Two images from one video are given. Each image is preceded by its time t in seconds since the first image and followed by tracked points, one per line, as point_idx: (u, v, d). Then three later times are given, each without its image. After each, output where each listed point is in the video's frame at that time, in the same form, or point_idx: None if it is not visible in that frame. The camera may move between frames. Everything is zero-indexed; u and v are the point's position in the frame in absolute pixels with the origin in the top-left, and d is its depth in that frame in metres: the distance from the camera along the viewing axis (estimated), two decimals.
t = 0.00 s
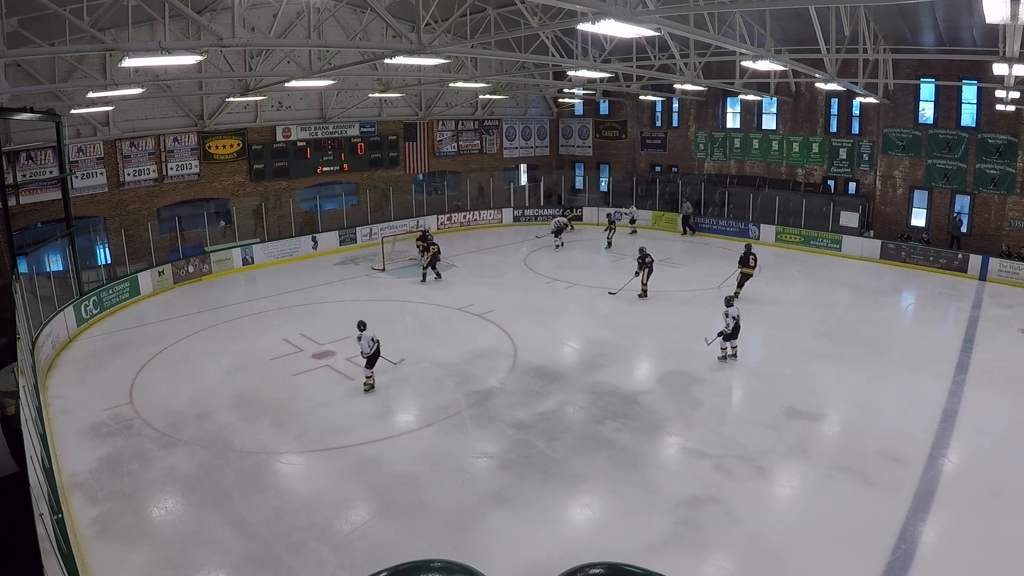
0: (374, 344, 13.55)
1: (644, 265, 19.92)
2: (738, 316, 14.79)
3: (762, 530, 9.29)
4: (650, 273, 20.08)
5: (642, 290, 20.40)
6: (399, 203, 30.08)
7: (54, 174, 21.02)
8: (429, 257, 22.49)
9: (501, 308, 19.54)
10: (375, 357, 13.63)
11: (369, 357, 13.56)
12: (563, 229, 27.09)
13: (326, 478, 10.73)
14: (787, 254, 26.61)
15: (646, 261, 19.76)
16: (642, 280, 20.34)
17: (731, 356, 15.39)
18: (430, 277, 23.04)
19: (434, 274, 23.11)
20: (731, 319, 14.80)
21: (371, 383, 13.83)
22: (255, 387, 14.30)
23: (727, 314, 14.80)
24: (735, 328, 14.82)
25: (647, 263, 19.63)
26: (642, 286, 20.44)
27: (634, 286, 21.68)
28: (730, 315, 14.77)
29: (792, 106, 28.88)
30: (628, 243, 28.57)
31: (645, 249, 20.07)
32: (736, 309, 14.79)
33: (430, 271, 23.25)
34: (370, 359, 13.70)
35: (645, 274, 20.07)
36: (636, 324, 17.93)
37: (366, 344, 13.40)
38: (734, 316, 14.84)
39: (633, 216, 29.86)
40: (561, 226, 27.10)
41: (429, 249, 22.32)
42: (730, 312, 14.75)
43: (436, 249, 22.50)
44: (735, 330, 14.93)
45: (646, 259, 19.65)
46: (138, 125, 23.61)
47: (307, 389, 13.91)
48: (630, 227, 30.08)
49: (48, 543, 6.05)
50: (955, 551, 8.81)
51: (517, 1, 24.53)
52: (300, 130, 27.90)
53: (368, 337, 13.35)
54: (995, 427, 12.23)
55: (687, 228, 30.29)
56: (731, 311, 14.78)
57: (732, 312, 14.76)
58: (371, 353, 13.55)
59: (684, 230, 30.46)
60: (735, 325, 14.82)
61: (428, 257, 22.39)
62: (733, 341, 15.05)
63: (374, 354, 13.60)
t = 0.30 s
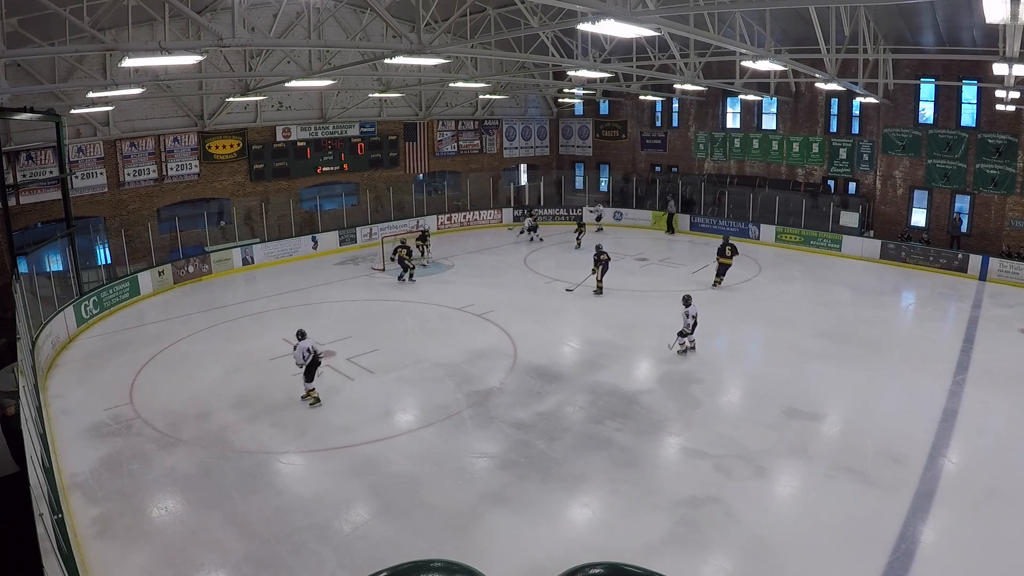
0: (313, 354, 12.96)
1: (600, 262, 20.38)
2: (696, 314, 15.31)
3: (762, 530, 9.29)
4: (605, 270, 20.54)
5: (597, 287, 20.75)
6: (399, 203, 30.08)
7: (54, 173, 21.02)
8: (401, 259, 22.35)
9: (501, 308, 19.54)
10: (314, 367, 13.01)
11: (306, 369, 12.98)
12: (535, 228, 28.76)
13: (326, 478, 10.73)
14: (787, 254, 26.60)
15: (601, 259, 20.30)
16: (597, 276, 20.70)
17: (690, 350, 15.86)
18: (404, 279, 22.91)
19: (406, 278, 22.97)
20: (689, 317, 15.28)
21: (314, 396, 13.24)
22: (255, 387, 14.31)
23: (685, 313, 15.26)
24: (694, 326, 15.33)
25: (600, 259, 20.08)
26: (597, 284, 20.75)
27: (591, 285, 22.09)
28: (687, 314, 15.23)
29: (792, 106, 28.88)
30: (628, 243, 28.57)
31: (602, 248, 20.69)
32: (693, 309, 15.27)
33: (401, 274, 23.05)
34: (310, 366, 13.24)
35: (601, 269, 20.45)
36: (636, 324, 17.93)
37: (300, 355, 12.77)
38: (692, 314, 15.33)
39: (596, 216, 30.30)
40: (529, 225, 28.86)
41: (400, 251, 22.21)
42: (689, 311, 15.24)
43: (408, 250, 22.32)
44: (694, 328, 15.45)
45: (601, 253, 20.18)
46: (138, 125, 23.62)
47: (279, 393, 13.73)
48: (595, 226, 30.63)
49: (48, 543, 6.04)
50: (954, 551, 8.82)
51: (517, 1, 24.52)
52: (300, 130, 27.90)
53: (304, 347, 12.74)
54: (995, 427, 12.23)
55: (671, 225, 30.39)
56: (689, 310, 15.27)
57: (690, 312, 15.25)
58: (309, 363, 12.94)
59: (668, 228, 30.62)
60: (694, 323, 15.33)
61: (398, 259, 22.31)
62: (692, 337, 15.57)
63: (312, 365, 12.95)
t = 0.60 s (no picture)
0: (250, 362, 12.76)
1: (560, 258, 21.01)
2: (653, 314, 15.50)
3: (762, 530, 9.29)
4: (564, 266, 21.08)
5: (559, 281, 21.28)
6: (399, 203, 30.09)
7: (54, 174, 21.02)
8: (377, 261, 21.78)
9: (501, 308, 19.54)
10: (251, 377, 12.77)
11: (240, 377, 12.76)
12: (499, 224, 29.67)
13: (326, 478, 10.73)
14: (787, 254, 26.60)
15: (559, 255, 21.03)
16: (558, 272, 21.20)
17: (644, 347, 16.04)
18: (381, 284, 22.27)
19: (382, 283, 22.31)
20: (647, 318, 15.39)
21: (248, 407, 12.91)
22: (255, 387, 14.31)
23: (643, 314, 15.34)
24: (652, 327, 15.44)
25: (558, 255, 20.67)
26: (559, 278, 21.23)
27: (553, 282, 22.48)
28: (645, 315, 15.32)
29: (792, 106, 28.88)
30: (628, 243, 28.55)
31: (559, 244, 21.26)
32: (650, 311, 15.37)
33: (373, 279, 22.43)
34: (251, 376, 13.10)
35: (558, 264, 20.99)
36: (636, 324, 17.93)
37: (235, 362, 12.57)
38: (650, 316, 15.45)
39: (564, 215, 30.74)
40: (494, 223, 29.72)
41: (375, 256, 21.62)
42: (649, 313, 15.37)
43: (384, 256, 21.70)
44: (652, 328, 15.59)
45: (559, 249, 20.90)
46: (138, 125, 23.61)
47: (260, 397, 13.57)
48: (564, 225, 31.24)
49: (48, 544, 6.05)
50: (954, 551, 8.82)
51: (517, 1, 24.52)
52: (300, 130, 27.90)
53: (238, 355, 12.55)
54: (995, 427, 12.23)
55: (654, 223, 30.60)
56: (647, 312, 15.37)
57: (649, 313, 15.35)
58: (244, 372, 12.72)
59: (655, 226, 31.04)
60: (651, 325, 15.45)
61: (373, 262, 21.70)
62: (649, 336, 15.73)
63: (246, 373, 12.69)
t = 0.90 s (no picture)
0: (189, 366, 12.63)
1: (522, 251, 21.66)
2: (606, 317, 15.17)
3: (762, 530, 9.29)
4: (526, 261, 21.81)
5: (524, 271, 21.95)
6: (399, 203, 30.05)
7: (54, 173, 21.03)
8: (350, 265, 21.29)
9: (501, 308, 19.53)
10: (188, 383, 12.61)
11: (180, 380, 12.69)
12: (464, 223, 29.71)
13: (326, 478, 10.73)
14: (787, 254, 26.60)
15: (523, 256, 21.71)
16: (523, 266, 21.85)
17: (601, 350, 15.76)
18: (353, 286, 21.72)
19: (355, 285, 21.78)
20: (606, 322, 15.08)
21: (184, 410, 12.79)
22: (255, 387, 14.30)
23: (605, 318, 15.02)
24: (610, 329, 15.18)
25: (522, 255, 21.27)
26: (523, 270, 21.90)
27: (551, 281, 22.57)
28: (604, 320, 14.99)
29: (792, 106, 28.88)
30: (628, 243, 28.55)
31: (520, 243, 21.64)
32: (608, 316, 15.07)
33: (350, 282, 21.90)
34: (196, 378, 13.05)
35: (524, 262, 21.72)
36: (636, 324, 17.93)
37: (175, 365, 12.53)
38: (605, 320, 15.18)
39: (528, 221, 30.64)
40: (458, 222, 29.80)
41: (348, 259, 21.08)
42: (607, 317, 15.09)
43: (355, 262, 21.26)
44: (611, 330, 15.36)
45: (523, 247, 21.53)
46: (138, 125, 23.62)
47: (256, 399, 13.56)
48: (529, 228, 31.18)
49: (48, 544, 6.04)
50: (954, 551, 8.82)
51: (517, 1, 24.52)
52: (300, 130, 27.90)
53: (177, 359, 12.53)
54: (995, 428, 12.22)
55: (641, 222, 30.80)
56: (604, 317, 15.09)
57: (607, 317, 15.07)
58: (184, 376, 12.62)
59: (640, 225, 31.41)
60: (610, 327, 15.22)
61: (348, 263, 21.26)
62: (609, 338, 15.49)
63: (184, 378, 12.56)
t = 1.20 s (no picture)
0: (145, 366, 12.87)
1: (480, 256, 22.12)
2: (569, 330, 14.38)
3: (762, 530, 9.29)
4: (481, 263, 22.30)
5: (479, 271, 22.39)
6: (399, 203, 30.06)
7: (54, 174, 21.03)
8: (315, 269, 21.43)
9: (501, 308, 19.53)
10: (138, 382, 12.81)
11: (132, 378, 12.94)
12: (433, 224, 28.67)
13: (326, 478, 10.73)
14: (787, 254, 26.60)
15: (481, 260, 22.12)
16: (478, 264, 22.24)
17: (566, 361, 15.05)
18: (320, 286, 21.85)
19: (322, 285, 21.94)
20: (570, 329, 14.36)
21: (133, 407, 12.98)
22: (255, 387, 14.31)
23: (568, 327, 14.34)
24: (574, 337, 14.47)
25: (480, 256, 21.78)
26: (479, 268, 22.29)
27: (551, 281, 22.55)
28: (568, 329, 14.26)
29: (792, 106, 28.88)
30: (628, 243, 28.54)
31: (479, 248, 21.93)
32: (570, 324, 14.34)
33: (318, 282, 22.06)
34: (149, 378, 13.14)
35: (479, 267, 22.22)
36: (636, 324, 17.93)
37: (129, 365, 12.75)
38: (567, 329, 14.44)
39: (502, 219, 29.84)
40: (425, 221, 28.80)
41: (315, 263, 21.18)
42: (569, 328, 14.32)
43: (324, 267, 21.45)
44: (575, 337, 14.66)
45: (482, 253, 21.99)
46: (138, 125, 23.62)
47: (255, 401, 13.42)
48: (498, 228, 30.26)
49: (48, 544, 6.02)
50: (954, 551, 8.82)
51: (517, 1, 24.52)
52: (300, 130, 27.90)
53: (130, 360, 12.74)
54: (995, 427, 12.23)
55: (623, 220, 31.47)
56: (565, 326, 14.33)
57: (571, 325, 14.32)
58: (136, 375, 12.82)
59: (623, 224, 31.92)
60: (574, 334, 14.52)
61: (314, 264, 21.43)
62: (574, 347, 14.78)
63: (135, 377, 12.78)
